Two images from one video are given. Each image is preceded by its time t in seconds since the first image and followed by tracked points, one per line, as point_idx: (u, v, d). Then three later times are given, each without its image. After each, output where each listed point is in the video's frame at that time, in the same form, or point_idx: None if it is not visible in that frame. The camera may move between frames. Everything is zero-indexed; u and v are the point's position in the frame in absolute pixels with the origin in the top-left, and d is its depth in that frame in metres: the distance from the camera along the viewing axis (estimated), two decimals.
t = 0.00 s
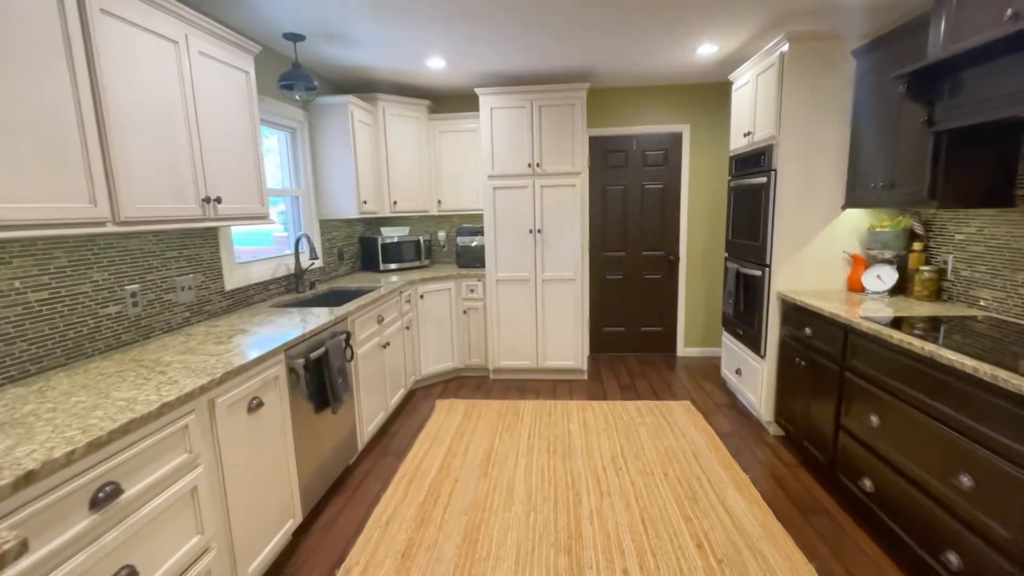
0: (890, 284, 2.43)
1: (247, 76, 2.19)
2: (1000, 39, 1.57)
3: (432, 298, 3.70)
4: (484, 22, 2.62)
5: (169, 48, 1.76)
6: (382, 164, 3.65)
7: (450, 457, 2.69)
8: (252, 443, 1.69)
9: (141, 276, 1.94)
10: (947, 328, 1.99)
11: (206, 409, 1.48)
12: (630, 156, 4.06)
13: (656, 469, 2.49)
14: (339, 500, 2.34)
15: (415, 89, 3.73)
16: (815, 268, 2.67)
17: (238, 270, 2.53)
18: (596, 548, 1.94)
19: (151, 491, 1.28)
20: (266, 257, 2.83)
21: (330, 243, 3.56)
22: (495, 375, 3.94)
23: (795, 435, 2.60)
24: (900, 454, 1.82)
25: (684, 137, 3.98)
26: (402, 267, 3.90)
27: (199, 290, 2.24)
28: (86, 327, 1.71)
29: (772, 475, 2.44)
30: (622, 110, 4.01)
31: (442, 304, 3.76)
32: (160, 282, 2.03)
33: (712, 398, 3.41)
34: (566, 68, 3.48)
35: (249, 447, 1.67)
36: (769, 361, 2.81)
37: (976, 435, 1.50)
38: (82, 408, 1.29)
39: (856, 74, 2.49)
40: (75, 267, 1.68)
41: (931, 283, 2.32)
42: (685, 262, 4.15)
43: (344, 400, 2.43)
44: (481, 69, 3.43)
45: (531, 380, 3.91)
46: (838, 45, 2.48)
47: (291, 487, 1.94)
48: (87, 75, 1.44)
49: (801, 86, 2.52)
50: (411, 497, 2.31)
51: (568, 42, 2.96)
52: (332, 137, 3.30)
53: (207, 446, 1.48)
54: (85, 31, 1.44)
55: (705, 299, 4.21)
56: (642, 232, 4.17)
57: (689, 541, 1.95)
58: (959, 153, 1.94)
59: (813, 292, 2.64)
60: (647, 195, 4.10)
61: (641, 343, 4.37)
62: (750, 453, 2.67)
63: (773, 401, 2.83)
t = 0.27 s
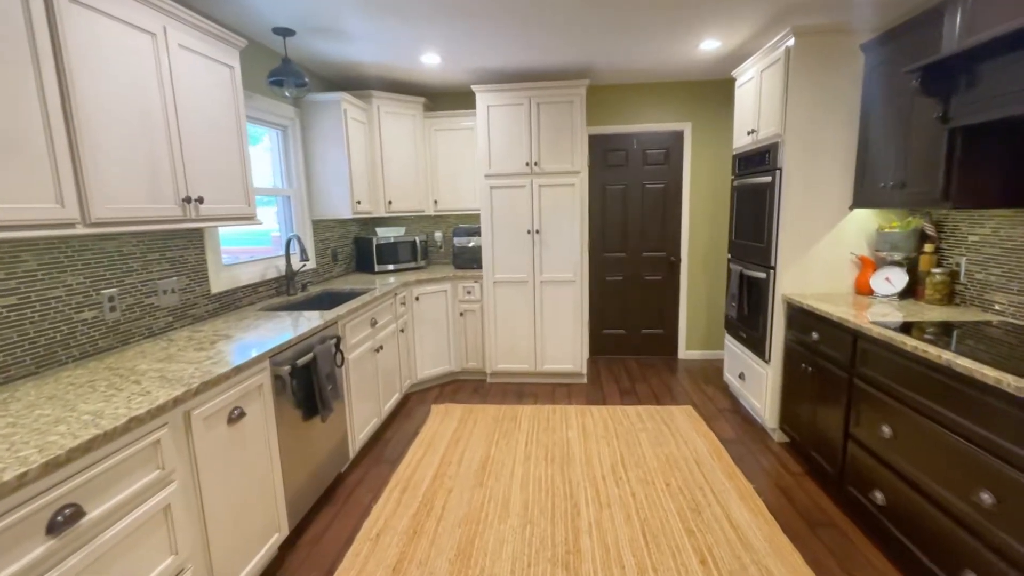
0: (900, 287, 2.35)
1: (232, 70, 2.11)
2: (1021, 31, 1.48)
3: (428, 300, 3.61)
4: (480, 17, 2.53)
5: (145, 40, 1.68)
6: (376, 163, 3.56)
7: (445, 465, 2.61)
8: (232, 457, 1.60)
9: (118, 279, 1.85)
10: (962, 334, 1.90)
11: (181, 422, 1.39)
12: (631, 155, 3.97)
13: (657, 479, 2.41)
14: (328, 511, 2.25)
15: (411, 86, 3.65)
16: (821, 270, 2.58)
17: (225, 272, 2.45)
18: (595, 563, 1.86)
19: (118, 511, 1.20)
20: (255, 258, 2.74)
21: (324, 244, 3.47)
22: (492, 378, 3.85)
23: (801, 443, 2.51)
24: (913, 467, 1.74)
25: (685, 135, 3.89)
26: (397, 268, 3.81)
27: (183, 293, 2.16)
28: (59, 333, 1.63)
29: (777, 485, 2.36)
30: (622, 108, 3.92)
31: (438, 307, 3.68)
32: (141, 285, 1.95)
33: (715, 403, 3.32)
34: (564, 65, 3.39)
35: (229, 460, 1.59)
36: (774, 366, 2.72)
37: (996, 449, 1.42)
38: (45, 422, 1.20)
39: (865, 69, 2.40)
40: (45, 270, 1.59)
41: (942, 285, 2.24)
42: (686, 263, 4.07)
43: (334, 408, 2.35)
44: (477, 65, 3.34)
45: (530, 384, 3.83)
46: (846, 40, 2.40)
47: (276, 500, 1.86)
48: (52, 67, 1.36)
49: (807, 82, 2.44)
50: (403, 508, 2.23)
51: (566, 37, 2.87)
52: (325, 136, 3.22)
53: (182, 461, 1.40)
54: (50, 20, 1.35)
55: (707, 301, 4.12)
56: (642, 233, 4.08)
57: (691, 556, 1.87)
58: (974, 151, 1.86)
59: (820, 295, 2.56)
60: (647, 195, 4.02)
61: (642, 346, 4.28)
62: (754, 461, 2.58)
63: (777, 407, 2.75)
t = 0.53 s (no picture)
0: (913, 291, 2.26)
1: (218, 65, 2.02)
2: None
3: (424, 303, 3.53)
4: (478, 11, 2.45)
5: (123, 32, 1.59)
6: (371, 162, 3.48)
7: (441, 473, 2.53)
8: (213, 471, 1.52)
9: (97, 283, 1.77)
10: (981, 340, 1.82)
11: (157, 437, 1.31)
12: (632, 154, 3.89)
13: (660, 489, 2.32)
14: (319, 524, 2.17)
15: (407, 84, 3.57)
16: (830, 273, 2.50)
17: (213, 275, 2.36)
18: None
19: (85, 535, 1.11)
20: (245, 260, 2.66)
21: (318, 245, 3.39)
22: (490, 383, 3.77)
23: (809, 452, 2.43)
24: (932, 480, 1.65)
25: (688, 134, 3.81)
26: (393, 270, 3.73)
27: (167, 297, 2.07)
28: (31, 340, 1.54)
29: (785, 496, 2.27)
30: (623, 107, 3.84)
31: (435, 309, 3.59)
32: (121, 289, 1.86)
33: (719, 409, 3.24)
34: (564, 62, 3.31)
35: (211, 475, 1.50)
36: (781, 372, 2.64)
37: None
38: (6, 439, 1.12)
39: (877, 64, 2.31)
40: (15, 274, 1.51)
41: (958, 288, 2.15)
42: (689, 265, 3.98)
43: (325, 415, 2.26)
44: (476, 62, 3.26)
45: (529, 388, 3.75)
46: (857, 35, 2.31)
47: (262, 515, 1.77)
48: (18, 58, 1.27)
49: (815, 78, 2.35)
50: (397, 520, 2.15)
51: (566, 33, 2.79)
52: (318, 134, 3.13)
53: (158, 478, 1.31)
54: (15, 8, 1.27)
55: (710, 303, 4.04)
56: (644, 234, 4.00)
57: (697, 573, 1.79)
58: (994, 150, 1.77)
59: (829, 298, 2.47)
60: (649, 195, 3.94)
61: (643, 349, 4.20)
62: (761, 470, 2.50)
63: (784, 414, 2.66)
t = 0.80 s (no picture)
0: (930, 295, 2.17)
1: (204, 58, 1.92)
2: None
3: (422, 306, 3.43)
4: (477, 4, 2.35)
5: (99, 22, 1.49)
6: (367, 161, 3.38)
7: (438, 485, 2.43)
8: (191, 491, 1.42)
9: (72, 288, 1.67)
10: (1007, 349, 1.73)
11: (129, 457, 1.21)
12: (635, 154, 3.79)
13: (666, 502, 2.23)
14: (310, 539, 2.07)
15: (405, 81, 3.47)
16: (843, 276, 2.40)
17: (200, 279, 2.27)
18: None
19: (43, 568, 1.01)
20: (234, 263, 2.56)
21: (312, 247, 3.29)
22: (489, 388, 3.67)
23: (821, 463, 2.33)
24: (957, 498, 1.56)
25: (693, 133, 3.71)
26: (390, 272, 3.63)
27: (150, 303, 1.98)
28: None
29: (796, 510, 2.18)
30: (626, 105, 3.74)
31: (433, 313, 3.50)
32: (99, 294, 1.77)
33: (725, 416, 3.14)
34: (566, 58, 3.21)
35: (190, 495, 1.41)
36: (791, 379, 2.54)
37: None
38: None
39: (893, 59, 2.22)
40: None
41: (979, 294, 2.05)
42: (693, 267, 3.89)
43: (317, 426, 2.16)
44: (475, 58, 3.16)
45: (529, 394, 3.65)
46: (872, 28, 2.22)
47: (247, 534, 1.68)
48: None
49: (828, 73, 2.26)
50: (391, 536, 2.05)
51: (568, 28, 2.69)
52: (312, 132, 3.03)
53: (130, 501, 1.22)
54: None
55: (714, 306, 3.94)
56: (647, 235, 3.90)
57: None
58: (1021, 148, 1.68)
59: (841, 303, 2.38)
60: (652, 195, 3.84)
61: (646, 353, 4.10)
62: (771, 481, 2.40)
63: (794, 423, 2.57)
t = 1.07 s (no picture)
0: (954, 301, 2.06)
1: (186, 52, 1.82)
2: None
3: (419, 310, 3.33)
4: None
5: (68, 11, 1.39)
6: (363, 161, 3.28)
7: (435, 499, 2.32)
8: (165, 515, 1.32)
9: (44, 296, 1.57)
10: None
11: (92, 483, 1.11)
12: (639, 153, 3.69)
13: (674, 518, 2.12)
14: (299, 558, 1.97)
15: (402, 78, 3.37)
16: (858, 281, 2.30)
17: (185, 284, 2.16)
18: None
19: None
20: (223, 267, 2.46)
21: (306, 249, 3.19)
22: (489, 394, 3.57)
23: (836, 476, 2.23)
24: (989, 521, 1.45)
25: (698, 132, 3.61)
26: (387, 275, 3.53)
27: (130, 309, 1.87)
28: None
29: (811, 526, 2.07)
30: (630, 103, 3.64)
31: (431, 317, 3.39)
32: (74, 302, 1.66)
33: (733, 424, 3.04)
34: (568, 54, 3.11)
35: (163, 520, 1.30)
36: (803, 388, 2.43)
37: None
38: None
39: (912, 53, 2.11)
40: None
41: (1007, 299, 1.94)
42: (699, 269, 3.78)
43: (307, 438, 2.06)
44: (474, 54, 3.06)
45: (530, 401, 3.54)
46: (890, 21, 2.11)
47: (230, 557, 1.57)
48: None
49: (843, 69, 2.15)
50: (385, 555, 1.94)
51: (570, 24, 2.59)
52: (305, 131, 2.93)
53: (94, 531, 1.12)
54: None
55: (721, 310, 3.83)
56: (651, 237, 3.79)
57: None
58: None
59: (857, 309, 2.27)
60: (657, 196, 3.73)
61: (650, 358, 3.99)
62: (783, 495, 2.30)
63: (807, 434, 2.46)
